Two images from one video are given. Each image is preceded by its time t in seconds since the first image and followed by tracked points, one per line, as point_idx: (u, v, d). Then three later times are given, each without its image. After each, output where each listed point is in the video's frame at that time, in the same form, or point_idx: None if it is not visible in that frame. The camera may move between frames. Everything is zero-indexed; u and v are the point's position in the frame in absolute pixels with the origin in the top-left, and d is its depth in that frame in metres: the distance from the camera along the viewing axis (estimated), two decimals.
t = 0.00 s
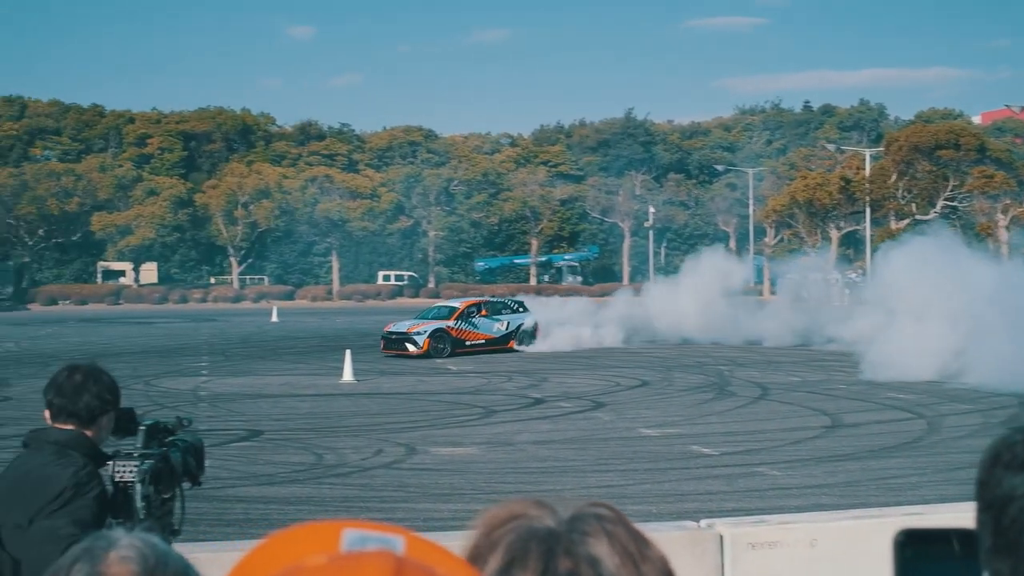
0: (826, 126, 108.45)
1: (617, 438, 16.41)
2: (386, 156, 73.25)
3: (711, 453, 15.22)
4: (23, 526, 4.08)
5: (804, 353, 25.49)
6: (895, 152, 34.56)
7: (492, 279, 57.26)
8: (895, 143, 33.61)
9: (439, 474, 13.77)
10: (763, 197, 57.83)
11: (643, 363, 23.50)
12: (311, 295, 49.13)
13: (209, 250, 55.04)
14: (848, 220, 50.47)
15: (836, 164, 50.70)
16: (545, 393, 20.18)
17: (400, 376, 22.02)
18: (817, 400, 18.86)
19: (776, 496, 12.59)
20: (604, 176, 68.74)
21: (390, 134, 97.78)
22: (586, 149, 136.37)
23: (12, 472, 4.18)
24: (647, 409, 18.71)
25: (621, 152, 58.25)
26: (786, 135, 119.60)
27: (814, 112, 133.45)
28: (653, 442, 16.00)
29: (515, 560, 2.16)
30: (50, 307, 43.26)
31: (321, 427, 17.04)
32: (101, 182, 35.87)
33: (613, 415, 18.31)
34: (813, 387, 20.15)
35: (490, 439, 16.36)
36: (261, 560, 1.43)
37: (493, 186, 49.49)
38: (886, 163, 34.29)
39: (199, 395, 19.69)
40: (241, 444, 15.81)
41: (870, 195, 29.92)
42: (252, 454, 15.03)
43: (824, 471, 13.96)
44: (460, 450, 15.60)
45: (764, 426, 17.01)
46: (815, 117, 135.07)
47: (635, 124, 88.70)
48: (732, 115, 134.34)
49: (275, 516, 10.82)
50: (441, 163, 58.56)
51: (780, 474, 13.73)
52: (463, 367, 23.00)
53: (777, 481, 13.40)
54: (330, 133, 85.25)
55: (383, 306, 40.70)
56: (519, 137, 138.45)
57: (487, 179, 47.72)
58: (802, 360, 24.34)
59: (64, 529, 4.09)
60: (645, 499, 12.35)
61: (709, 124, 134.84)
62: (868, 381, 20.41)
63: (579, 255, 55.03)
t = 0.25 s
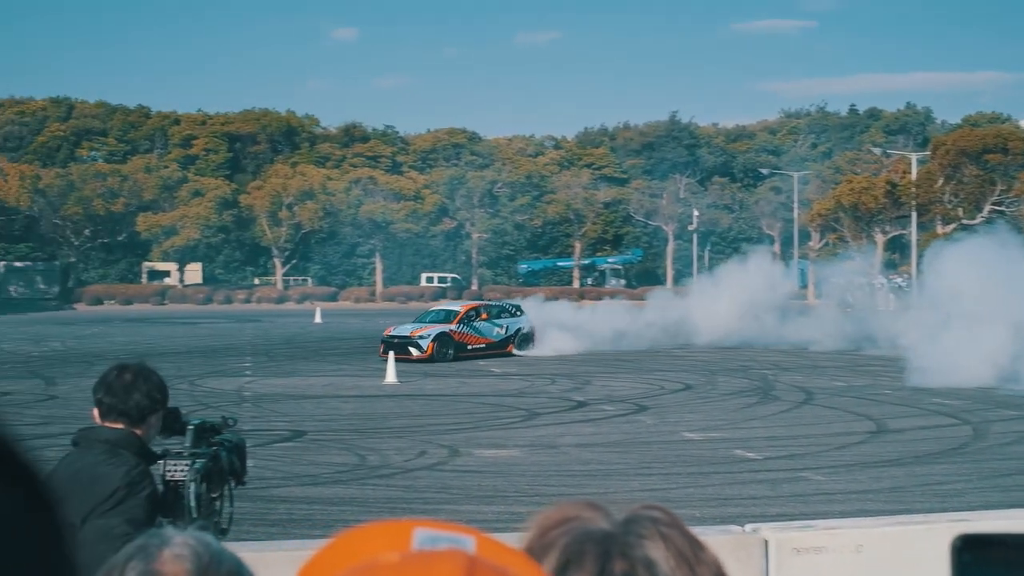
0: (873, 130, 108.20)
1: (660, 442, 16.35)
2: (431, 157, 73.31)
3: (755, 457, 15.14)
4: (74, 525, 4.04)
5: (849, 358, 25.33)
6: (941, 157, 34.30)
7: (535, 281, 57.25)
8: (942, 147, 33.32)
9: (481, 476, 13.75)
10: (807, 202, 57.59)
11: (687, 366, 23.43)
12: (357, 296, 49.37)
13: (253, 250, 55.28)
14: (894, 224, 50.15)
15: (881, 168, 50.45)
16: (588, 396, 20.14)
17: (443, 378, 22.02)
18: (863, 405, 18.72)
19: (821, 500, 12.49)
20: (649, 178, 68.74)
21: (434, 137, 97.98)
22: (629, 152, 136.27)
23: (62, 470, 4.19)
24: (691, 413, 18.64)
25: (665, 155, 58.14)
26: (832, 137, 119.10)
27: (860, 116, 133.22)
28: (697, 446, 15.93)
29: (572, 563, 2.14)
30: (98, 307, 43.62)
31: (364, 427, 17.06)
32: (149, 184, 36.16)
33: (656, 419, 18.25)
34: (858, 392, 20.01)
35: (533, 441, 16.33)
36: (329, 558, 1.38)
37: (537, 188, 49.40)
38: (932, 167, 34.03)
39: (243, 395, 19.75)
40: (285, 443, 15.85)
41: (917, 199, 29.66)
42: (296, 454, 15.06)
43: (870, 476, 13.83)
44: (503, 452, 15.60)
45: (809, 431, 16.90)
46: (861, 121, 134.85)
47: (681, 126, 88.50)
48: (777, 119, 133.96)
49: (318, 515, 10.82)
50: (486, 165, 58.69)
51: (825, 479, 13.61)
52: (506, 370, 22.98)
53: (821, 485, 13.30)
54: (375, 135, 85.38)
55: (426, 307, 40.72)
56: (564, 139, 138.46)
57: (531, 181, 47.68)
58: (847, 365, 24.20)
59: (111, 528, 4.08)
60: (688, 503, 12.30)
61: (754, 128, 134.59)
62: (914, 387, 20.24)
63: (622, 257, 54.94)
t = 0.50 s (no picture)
0: (915, 129, 107.89)
1: (700, 443, 16.30)
2: (472, 157, 73.31)
3: (796, 459, 15.08)
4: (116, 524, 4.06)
5: (891, 360, 25.19)
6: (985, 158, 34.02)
7: (576, 281, 57.23)
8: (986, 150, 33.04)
9: (521, 476, 13.75)
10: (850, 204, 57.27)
11: (727, 368, 23.36)
12: (398, 296, 49.51)
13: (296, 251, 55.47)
14: (938, 225, 49.80)
15: (925, 169, 50.10)
16: (628, 398, 20.11)
17: (483, 378, 22.04)
18: (906, 407, 18.61)
19: (863, 503, 12.43)
20: (691, 179, 68.70)
21: (477, 136, 98.04)
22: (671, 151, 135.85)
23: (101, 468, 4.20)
24: (732, 415, 18.58)
25: (708, 157, 57.92)
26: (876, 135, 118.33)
27: (904, 116, 132.44)
28: (738, 448, 15.89)
29: (624, 560, 2.14)
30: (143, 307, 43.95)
31: (404, 428, 17.10)
32: (193, 185, 36.39)
33: (697, 420, 18.21)
34: (900, 394, 19.89)
35: (573, 442, 16.32)
36: (393, 558, 1.37)
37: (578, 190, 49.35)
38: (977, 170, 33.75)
39: (284, 395, 19.84)
40: (326, 443, 15.90)
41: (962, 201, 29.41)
42: (336, 454, 15.11)
43: (912, 480, 13.75)
44: (543, 453, 15.60)
45: (851, 432, 16.81)
46: (905, 121, 134.02)
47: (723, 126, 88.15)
48: (820, 120, 133.31)
49: (360, 516, 10.84)
50: (528, 166, 58.67)
51: (867, 482, 13.53)
52: (546, 371, 22.97)
53: (863, 488, 13.22)
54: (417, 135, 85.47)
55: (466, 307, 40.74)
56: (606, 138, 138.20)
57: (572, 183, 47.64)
58: (889, 367, 24.06)
59: (167, 527, 4.11)
60: (729, 505, 12.26)
61: (796, 128, 133.99)
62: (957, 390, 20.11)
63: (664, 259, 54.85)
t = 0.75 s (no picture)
0: (962, 131, 107.06)
1: (744, 444, 16.20)
2: (516, 156, 73.23)
3: (839, 462, 14.99)
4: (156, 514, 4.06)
5: (935, 363, 25.01)
6: None
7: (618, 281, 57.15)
8: None
9: (563, 475, 13.70)
10: (895, 205, 56.91)
11: (770, 370, 23.26)
12: (440, 294, 49.58)
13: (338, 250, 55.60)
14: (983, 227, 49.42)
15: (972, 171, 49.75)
16: (670, 398, 20.06)
17: (525, 378, 22.00)
18: (950, 411, 18.47)
19: (906, 507, 12.34)
20: (734, 179, 68.63)
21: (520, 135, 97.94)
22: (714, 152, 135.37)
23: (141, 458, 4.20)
24: (775, 416, 18.49)
25: (751, 157, 57.65)
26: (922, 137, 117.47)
27: (951, 117, 131.53)
28: (780, 450, 15.80)
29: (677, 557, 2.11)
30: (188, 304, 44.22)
31: (446, 426, 17.09)
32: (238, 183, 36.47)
33: (740, 421, 18.13)
34: (946, 398, 19.73)
35: (615, 442, 16.27)
36: (462, 551, 1.38)
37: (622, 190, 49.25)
38: None
39: (326, 392, 19.88)
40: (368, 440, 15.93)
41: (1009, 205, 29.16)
42: (378, 451, 15.13)
43: (957, 484, 13.64)
44: (585, 452, 15.57)
45: (895, 436, 16.69)
46: (952, 122, 133.00)
47: (767, 127, 87.74)
48: (864, 121, 132.55)
49: (402, 513, 10.85)
50: (570, 166, 58.59)
51: (910, 485, 13.44)
52: (587, 370, 22.94)
53: (908, 492, 13.10)
54: (460, 134, 85.53)
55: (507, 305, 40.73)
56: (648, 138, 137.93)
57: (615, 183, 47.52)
58: (933, 370, 23.89)
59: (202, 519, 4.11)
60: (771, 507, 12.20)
61: (841, 129, 133.26)
62: (1002, 395, 19.93)
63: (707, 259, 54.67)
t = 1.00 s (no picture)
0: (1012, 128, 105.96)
1: (789, 441, 16.17)
2: (561, 153, 73.10)
3: (885, 460, 14.89)
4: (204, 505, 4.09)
5: (983, 361, 24.82)
6: None
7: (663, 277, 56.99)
8: None
9: (607, 472, 13.68)
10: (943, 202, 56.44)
11: (816, 367, 23.14)
12: (484, 290, 49.53)
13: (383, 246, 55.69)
14: None
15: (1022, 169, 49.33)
16: (715, 395, 20.00)
17: (569, 374, 22.00)
18: (997, 410, 18.33)
19: (953, 506, 12.26)
20: (780, 175, 68.23)
21: (565, 133, 97.69)
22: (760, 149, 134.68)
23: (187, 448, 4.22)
24: (820, 414, 18.40)
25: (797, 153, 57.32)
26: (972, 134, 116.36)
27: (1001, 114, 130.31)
28: (825, 448, 15.73)
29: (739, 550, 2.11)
30: (232, 300, 44.32)
31: (490, 422, 17.10)
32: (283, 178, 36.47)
33: (785, 419, 18.05)
34: (993, 397, 19.58)
35: (659, 439, 16.23)
36: (535, 542, 1.44)
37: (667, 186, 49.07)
38: None
39: (370, 387, 19.93)
40: (413, 436, 15.96)
41: None
42: (422, 447, 15.16)
43: (1005, 483, 13.53)
44: (629, 448, 15.54)
45: (941, 434, 16.58)
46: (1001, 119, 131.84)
47: (814, 124, 87.12)
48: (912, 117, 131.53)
49: (447, 508, 10.86)
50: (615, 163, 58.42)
51: (957, 484, 13.34)
52: (631, 367, 22.89)
53: (955, 491, 13.03)
54: (505, 131, 85.43)
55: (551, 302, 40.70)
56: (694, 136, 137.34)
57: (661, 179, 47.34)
58: (980, 369, 23.71)
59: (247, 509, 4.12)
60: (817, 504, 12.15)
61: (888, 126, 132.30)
62: None
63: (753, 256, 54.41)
